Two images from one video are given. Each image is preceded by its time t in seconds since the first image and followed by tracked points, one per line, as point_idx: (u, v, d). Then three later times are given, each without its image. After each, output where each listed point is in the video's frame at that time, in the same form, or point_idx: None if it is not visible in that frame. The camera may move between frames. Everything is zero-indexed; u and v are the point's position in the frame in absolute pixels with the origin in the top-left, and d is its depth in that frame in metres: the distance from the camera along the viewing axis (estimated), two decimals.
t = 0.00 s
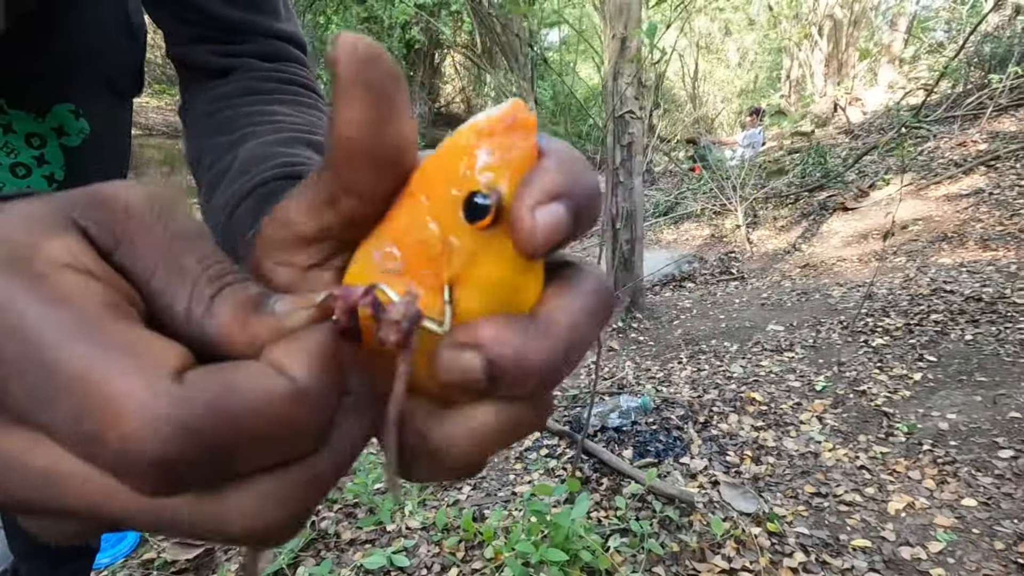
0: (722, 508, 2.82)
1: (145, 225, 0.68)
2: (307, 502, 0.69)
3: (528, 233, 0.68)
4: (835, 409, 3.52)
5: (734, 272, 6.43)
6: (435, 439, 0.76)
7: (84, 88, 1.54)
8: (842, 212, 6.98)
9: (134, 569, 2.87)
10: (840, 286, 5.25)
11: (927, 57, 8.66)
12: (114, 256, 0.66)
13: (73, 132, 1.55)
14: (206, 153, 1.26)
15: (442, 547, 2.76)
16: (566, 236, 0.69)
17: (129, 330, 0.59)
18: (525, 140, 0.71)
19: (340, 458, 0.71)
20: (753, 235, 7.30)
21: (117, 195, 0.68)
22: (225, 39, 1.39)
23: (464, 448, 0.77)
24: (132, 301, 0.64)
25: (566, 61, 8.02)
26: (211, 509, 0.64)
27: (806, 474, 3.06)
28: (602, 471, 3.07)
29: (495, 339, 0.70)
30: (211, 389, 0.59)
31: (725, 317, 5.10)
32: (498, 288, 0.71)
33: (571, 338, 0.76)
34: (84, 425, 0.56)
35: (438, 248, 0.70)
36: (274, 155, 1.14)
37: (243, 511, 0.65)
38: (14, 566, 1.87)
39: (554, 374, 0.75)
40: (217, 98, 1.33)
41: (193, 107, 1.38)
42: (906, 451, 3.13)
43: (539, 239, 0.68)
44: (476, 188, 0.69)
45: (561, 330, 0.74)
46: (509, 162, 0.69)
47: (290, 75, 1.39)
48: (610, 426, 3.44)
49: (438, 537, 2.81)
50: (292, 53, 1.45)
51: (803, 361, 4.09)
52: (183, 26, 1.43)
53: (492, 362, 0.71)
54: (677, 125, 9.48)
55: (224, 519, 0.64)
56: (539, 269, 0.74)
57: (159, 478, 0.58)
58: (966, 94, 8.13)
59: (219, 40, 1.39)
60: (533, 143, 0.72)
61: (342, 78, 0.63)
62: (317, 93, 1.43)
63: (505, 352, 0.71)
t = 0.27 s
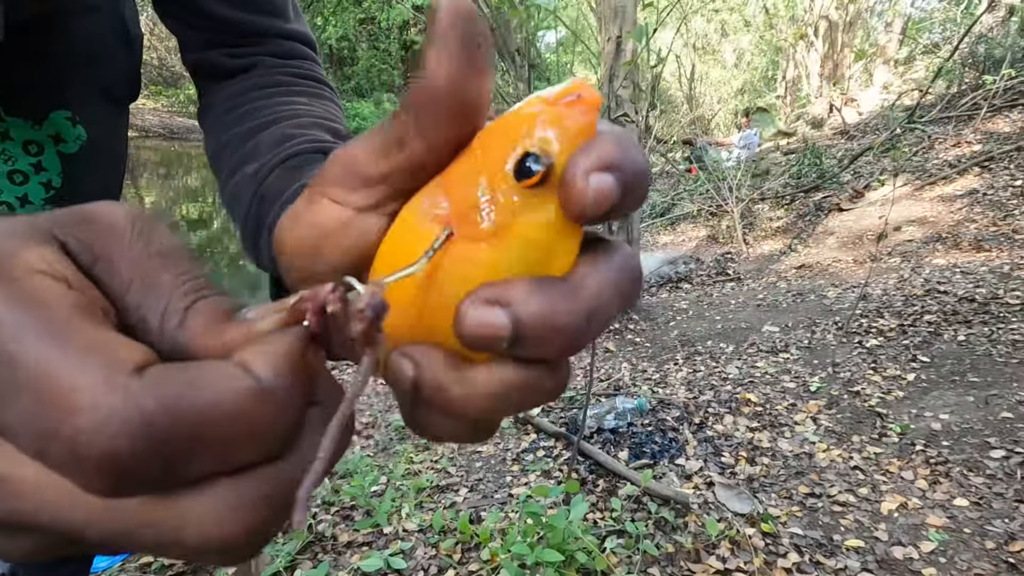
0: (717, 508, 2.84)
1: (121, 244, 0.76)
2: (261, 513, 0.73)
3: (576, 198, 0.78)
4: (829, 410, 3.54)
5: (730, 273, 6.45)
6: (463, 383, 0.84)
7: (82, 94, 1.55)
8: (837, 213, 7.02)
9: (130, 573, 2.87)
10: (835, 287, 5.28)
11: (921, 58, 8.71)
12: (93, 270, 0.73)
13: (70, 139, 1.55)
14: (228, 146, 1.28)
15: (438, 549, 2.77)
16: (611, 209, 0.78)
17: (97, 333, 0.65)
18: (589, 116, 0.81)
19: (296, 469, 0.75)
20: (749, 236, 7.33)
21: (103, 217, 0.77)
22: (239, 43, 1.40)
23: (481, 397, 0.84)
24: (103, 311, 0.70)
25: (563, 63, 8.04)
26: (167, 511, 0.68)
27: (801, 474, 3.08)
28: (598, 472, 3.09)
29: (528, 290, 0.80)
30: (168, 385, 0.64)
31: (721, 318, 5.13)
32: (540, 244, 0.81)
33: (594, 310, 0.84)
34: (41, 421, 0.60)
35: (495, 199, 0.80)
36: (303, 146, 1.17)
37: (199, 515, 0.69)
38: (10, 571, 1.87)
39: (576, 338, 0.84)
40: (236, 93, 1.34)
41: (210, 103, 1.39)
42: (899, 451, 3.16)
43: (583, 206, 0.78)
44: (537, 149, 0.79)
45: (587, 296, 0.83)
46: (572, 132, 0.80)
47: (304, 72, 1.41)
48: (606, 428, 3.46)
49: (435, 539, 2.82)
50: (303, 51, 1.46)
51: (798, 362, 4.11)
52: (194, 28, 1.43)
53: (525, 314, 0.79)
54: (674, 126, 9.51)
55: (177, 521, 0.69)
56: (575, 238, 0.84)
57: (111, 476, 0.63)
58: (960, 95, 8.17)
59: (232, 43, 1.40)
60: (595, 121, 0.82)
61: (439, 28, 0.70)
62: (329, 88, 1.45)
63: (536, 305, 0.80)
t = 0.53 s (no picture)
0: (714, 507, 2.84)
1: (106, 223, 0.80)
2: (277, 445, 0.78)
3: (570, 216, 0.81)
4: (826, 408, 3.54)
5: (727, 273, 6.45)
6: (449, 387, 0.90)
7: (73, 95, 1.54)
8: (834, 212, 7.03)
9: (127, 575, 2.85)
10: (832, 287, 5.28)
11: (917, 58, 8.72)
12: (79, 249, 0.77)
13: (62, 139, 1.56)
14: (225, 146, 1.28)
15: (436, 549, 2.76)
16: (606, 232, 0.81)
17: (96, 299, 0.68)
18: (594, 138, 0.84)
19: (301, 407, 0.80)
20: (746, 235, 7.34)
21: (73, 201, 0.80)
22: (234, 44, 1.40)
23: (463, 406, 0.89)
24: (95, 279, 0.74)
25: (560, 64, 8.04)
26: (186, 452, 0.73)
27: (798, 472, 3.08)
28: (596, 471, 3.09)
29: (516, 303, 0.83)
30: (173, 334, 0.68)
31: (718, 318, 5.13)
32: (531, 259, 0.85)
33: (582, 333, 0.87)
34: (65, 375, 0.66)
35: (491, 212, 0.84)
36: (304, 149, 1.19)
37: (218, 451, 0.74)
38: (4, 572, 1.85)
39: (561, 357, 0.87)
40: (231, 93, 1.34)
41: (204, 103, 1.38)
42: (896, 449, 3.16)
43: (576, 226, 0.81)
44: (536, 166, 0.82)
45: (576, 319, 0.86)
46: (573, 152, 0.83)
47: (299, 72, 1.41)
48: (603, 427, 3.46)
49: (432, 538, 2.82)
50: (298, 52, 1.46)
51: (795, 361, 4.12)
52: (188, 29, 1.43)
53: (514, 328, 0.83)
54: (671, 126, 9.51)
55: (198, 458, 0.73)
56: (568, 256, 0.87)
57: (132, 419, 0.67)
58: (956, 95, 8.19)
59: (227, 44, 1.40)
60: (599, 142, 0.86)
61: (455, 37, 0.79)
62: (323, 88, 1.45)
63: (522, 321, 0.83)
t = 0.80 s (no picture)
0: (712, 505, 2.84)
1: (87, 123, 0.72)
2: (241, 372, 0.63)
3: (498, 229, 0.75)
4: (824, 406, 3.55)
5: (725, 272, 6.45)
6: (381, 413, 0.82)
7: (69, 95, 1.53)
8: (831, 212, 7.04)
9: None
10: (829, 286, 5.29)
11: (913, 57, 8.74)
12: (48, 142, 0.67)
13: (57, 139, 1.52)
14: (210, 148, 1.26)
15: (434, 548, 2.76)
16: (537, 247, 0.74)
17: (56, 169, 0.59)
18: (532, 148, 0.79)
19: (279, 328, 0.65)
20: (743, 235, 7.35)
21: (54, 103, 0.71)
22: (225, 45, 1.39)
23: (395, 431, 0.80)
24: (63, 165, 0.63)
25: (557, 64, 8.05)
26: (134, 356, 0.59)
27: (795, 471, 3.09)
28: (594, 471, 3.10)
29: (444, 319, 0.76)
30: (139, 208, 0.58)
31: (715, 317, 5.14)
32: (462, 273, 0.78)
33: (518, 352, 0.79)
34: (10, 253, 0.55)
35: (422, 222, 0.78)
36: (281, 147, 1.15)
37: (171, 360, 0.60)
38: None
39: (494, 375, 0.78)
40: (223, 95, 1.33)
41: (196, 105, 1.38)
42: (893, 447, 3.17)
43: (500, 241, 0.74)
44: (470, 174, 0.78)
45: (510, 335, 0.78)
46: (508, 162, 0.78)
47: (291, 74, 1.40)
48: (601, 427, 3.46)
49: (430, 538, 2.81)
50: (292, 55, 1.46)
51: (792, 360, 4.12)
52: (182, 31, 1.43)
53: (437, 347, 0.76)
54: (668, 127, 9.54)
55: (143, 367, 0.59)
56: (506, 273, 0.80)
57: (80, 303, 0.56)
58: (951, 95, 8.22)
59: (218, 45, 1.39)
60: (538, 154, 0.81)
61: (387, 41, 0.73)
62: (316, 91, 1.44)
63: (450, 338, 0.76)
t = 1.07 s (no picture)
0: (709, 508, 2.85)
1: (100, 164, 0.76)
2: (143, 446, 0.67)
3: (458, 255, 0.77)
4: (820, 408, 3.56)
5: (722, 273, 6.47)
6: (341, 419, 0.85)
7: (67, 100, 1.53)
8: (829, 212, 7.06)
9: None
10: (826, 287, 5.31)
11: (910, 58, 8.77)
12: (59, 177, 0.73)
13: (55, 145, 1.50)
14: (192, 157, 1.27)
15: (432, 552, 2.76)
16: (496, 281, 0.77)
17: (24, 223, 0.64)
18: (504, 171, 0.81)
19: (189, 407, 0.69)
20: (741, 236, 7.37)
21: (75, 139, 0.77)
22: (215, 58, 1.40)
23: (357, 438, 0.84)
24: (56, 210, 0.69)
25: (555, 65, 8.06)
26: (53, 415, 0.65)
27: (792, 472, 3.10)
28: (591, 473, 3.11)
29: (405, 336, 0.79)
30: (79, 281, 0.62)
31: (713, 318, 5.15)
32: (427, 292, 0.81)
33: (474, 380, 0.81)
34: None
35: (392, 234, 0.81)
36: (261, 158, 1.15)
37: (81, 425, 0.65)
38: None
39: (444, 400, 0.80)
40: (210, 105, 1.33)
41: (183, 115, 1.39)
42: (889, 449, 3.18)
43: (461, 269, 0.76)
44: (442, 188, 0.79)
45: (467, 362, 0.80)
46: (478, 182, 0.80)
47: (280, 88, 1.41)
48: (599, 429, 3.47)
49: (428, 542, 2.82)
50: (281, 67, 1.46)
51: (789, 361, 4.13)
52: (172, 43, 1.43)
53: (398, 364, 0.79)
54: (666, 127, 9.54)
55: (49, 424, 0.65)
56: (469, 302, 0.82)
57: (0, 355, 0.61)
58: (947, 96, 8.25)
59: (208, 58, 1.40)
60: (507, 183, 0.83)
61: (347, 38, 0.69)
62: (304, 104, 1.45)
63: (406, 359, 0.79)
